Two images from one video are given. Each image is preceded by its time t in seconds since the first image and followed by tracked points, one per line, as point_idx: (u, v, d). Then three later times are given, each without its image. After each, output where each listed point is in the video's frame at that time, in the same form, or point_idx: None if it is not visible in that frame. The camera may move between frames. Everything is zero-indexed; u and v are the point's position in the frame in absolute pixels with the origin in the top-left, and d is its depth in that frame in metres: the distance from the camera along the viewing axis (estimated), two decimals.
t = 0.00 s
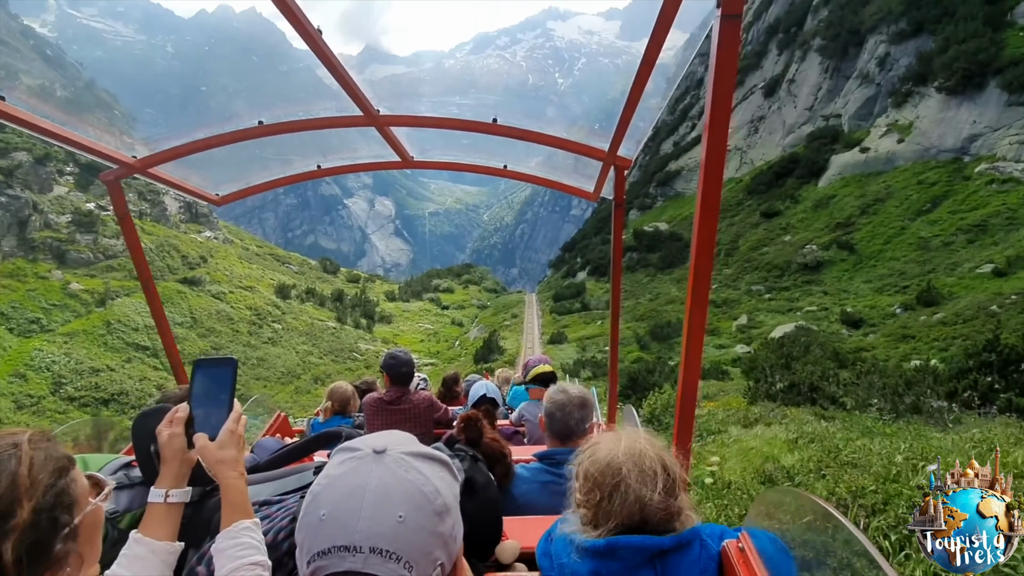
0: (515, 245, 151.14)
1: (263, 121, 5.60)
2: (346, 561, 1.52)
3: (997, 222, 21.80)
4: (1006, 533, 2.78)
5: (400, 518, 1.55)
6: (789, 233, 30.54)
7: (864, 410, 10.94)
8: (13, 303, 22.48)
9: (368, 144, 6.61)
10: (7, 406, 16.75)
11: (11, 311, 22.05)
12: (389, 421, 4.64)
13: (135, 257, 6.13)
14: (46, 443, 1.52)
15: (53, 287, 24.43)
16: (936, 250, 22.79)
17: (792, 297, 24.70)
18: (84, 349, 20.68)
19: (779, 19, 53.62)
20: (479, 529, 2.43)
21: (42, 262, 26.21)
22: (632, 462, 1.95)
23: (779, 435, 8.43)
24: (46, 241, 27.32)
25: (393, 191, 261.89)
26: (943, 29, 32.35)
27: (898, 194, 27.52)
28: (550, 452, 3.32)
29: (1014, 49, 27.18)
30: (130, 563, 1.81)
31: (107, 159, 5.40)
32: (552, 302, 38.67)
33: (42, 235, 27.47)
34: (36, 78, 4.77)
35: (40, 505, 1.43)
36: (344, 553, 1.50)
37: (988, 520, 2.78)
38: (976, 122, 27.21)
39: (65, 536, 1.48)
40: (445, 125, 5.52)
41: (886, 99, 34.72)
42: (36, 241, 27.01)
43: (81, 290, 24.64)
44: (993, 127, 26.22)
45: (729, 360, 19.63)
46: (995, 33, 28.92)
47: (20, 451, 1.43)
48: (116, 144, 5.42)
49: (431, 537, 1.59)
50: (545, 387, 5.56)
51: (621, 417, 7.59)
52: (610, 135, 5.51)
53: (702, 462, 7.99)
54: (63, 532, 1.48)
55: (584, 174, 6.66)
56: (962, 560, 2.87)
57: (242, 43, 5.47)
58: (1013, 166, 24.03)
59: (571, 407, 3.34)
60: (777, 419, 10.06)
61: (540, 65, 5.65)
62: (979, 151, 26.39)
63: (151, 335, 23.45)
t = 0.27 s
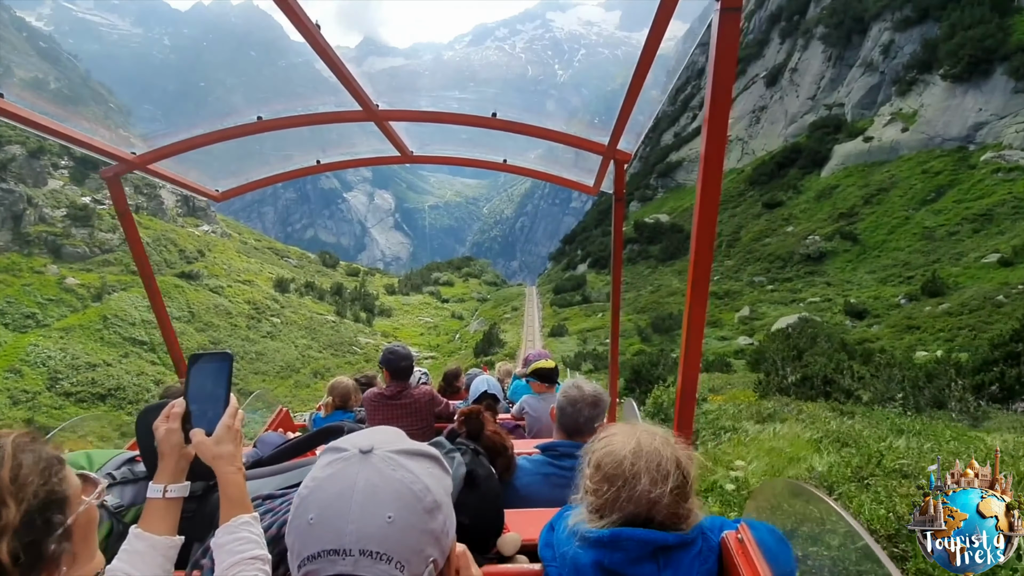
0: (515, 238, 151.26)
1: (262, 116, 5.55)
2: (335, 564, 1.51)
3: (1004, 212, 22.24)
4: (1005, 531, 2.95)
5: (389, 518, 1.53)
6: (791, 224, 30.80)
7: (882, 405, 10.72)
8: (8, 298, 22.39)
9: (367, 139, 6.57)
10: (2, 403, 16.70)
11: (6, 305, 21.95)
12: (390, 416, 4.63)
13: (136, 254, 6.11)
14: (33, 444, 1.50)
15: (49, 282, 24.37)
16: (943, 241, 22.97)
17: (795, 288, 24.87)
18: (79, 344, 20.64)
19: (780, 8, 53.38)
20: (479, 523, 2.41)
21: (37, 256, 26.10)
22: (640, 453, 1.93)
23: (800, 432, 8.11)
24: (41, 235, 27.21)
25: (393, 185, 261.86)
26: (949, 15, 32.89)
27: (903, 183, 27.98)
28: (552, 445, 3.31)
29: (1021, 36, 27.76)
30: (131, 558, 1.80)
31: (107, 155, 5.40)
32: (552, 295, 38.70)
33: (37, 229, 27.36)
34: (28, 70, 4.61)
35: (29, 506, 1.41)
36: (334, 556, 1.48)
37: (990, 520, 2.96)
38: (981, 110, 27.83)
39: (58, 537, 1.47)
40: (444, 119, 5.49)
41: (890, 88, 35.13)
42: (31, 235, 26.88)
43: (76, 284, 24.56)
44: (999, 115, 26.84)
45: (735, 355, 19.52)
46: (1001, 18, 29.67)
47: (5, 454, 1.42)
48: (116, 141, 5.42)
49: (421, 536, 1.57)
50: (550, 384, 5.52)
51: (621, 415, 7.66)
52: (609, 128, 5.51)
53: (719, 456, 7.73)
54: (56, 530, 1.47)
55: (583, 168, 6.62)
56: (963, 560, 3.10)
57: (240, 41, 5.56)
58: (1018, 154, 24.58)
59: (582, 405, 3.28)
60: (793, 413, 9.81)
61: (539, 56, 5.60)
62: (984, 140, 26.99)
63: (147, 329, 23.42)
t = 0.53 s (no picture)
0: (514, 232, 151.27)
1: (260, 111, 5.49)
2: (333, 561, 1.48)
3: (1009, 200, 22.50)
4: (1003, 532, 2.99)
5: (386, 513, 1.50)
6: (794, 215, 31.14)
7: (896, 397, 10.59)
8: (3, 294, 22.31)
9: (365, 134, 6.55)
10: None
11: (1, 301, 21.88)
12: (390, 411, 4.63)
13: (136, 251, 6.09)
14: (35, 439, 1.49)
15: (44, 277, 24.31)
16: (946, 231, 23.17)
17: (798, 279, 25.25)
18: (74, 340, 20.60)
19: None
20: (480, 516, 2.40)
21: (32, 251, 26.00)
22: (643, 443, 1.94)
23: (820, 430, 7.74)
24: (35, 230, 27.11)
25: (393, 179, 261.69)
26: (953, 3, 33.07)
27: (908, 172, 28.18)
28: (553, 438, 3.30)
29: None
30: (134, 552, 1.80)
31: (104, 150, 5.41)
32: (553, 287, 38.71)
33: (32, 224, 27.26)
34: (21, 63, 4.65)
35: (33, 497, 1.40)
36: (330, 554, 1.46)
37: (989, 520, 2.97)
38: (986, 99, 27.94)
39: (61, 529, 1.45)
40: (442, 113, 5.48)
41: (893, 76, 35.20)
42: (25, 230, 26.78)
43: (72, 280, 24.49)
44: (1005, 103, 26.99)
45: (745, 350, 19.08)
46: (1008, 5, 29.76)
47: (5, 447, 1.40)
48: (114, 136, 5.47)
49: (418, 531, 1.54)
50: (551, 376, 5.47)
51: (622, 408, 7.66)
52: (608, 121, 5.47)
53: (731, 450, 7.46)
54: (59, 523, 1.45)
55: (583, 161, 6.59)
56: (963, 560, 3.07)
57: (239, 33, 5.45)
58: None
59: (584, 398, 3.31)
60: (812, 407, 9.51)
61: (538, 48, 5.55)
62: (989, 128, 27.19)
63: (144, 324, 23.38)
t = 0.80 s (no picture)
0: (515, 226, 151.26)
1: (259, 107, 5.55)
2: (331, 564, 1.46)
3: (1014, 191, 22.74)
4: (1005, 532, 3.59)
5: (385, 516, 1.47)
6: (797, 207, 31.51)
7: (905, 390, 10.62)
8: None
9: (364, 129, 6.52)
10: None
11: None
12: (392, 407, 4.61)
13: (137, 249, 6.08)
14: (39, 433, 1.48)
15: (40, 273, 24.25)
16: (952, 222, 23.48)
17: (801, 272, 25.62)
18: (70, 336, 20.60)
19: None
20: (481, 511, 2.40)
21: (27, 247, 25.93)
22: (645, 434, 1.94)
23: (846, 429, 7.30)
24: (31, 226, 27.06)
25: (393, 174, 261.47)
26: None
27: (912, 163, 28.44)
28: (553, 433, 3.29)
29: None
30: (136, 548, 1.80)
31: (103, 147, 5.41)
32: (553, 281, 38.75)
33: (27, 220, 27.23)
34: (15, 58, 4.57)
35: (37, 491, 1.39)
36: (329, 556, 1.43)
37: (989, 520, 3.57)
38: (992, 88, 27.92)
39: (65, 523, 1.43)
40: (441, 109, 5.49)
41: (897, 66, 35.18)
42: (21, 226, 26.73)
43: (68, 276, 24.46)
44: (1010, 93, 27.04)
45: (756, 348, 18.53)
46: None
47: (9, 441, 1.39)
48: (114, 134, 5.46)
49: (418, 532, 1.50)
50: (551, 371, 5.43)
51: (624, 402, 7.70)
52: (608, 116, 5.46)
53: (746, 444, 7.09)
54: (63, 517, 1.43)
55: (583, 156, 6.56)
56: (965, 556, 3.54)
57: (235, 27, 5.25)
58: None
59: (584, 393, 3.31)
60: (834, 407, 9.21)
61: (538, 41, 5.49)
62: (995, 118, 27.25)
63: (142, 320, 23.38)
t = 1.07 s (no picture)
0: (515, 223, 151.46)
1: (259, 106, 5.58)
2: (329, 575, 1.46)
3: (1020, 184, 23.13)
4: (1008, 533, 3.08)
5: (383, 531, 1.45)
6: (801, 201, 32.13)
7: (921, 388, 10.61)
8: None
9: (365, 128, 6.50)
10: None
11: None
12: (395, 404, 4.63)
13: (139, 248, 6.06)
14: (46, 434, 1.49)
15: (36, 271, 24.19)
16: (956, 215, 23.92)
17: (805, 267, 26.37)
18: (65, 334, 20.60)
19: None
20: (483, 510, 2.40)
21: (23, 245, 25.89)
22: (645, 433, 1.94)
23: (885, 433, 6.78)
24: (26, 223, 27.02)
25: (393, 171, 261.41)
26: None
27: (917, 157, 28.79)
28: (556, 431, 3.29)
29: None
30: (140, 546, 1.81)
31: (105, 146, 5.39)
32: (554, 277, 38.85)
33: (22, 217, 27.22)
34: (9, 54, 4.43)
35: (42, 493, 1.38)
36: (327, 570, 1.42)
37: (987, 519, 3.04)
38: (998, 80, 27.91)
39: (70, 523, 1.43)
40: (442, 106, 5.47)
41: (901, 58, 35.16)
42: (16, 224, 26.70)
43: (64, 273, 24.44)
44: (1015, 85, 27.07)
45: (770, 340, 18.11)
46: None
47: (14, 443, 1.40)
48: (115, 132, 5.43)
49: (419, 544, 1.48)
50: (551, 366, 5.45)
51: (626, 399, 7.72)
52: (609, 113, 5.44)
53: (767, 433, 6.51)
54: (67, 518, 1.43)
55: (584, 154, 6.55)
56: (962, 559, 3.05)
57: (236, 26, 5.20)
58: None
59: (587, 390, 3.32)
60: (860, 407, 8.83)
61: (538, 37, 5.45)
62: (1001, 110, 27.34)
63: (139, 317, 23.36)
